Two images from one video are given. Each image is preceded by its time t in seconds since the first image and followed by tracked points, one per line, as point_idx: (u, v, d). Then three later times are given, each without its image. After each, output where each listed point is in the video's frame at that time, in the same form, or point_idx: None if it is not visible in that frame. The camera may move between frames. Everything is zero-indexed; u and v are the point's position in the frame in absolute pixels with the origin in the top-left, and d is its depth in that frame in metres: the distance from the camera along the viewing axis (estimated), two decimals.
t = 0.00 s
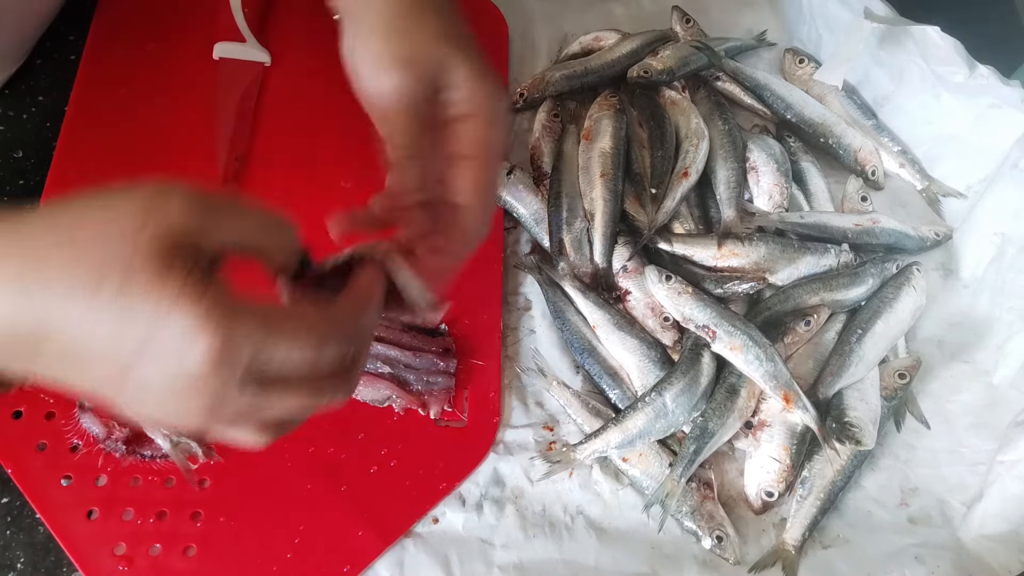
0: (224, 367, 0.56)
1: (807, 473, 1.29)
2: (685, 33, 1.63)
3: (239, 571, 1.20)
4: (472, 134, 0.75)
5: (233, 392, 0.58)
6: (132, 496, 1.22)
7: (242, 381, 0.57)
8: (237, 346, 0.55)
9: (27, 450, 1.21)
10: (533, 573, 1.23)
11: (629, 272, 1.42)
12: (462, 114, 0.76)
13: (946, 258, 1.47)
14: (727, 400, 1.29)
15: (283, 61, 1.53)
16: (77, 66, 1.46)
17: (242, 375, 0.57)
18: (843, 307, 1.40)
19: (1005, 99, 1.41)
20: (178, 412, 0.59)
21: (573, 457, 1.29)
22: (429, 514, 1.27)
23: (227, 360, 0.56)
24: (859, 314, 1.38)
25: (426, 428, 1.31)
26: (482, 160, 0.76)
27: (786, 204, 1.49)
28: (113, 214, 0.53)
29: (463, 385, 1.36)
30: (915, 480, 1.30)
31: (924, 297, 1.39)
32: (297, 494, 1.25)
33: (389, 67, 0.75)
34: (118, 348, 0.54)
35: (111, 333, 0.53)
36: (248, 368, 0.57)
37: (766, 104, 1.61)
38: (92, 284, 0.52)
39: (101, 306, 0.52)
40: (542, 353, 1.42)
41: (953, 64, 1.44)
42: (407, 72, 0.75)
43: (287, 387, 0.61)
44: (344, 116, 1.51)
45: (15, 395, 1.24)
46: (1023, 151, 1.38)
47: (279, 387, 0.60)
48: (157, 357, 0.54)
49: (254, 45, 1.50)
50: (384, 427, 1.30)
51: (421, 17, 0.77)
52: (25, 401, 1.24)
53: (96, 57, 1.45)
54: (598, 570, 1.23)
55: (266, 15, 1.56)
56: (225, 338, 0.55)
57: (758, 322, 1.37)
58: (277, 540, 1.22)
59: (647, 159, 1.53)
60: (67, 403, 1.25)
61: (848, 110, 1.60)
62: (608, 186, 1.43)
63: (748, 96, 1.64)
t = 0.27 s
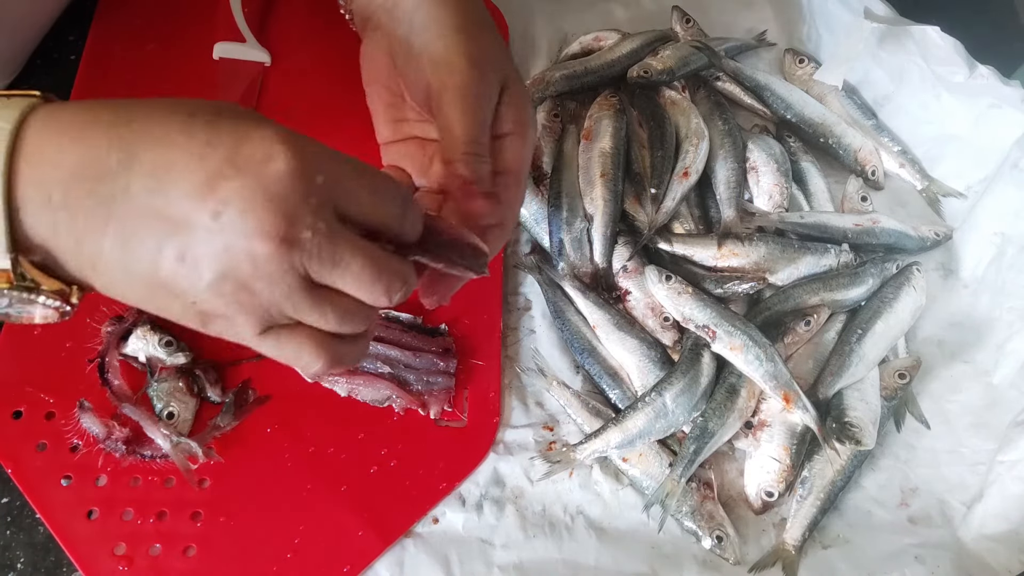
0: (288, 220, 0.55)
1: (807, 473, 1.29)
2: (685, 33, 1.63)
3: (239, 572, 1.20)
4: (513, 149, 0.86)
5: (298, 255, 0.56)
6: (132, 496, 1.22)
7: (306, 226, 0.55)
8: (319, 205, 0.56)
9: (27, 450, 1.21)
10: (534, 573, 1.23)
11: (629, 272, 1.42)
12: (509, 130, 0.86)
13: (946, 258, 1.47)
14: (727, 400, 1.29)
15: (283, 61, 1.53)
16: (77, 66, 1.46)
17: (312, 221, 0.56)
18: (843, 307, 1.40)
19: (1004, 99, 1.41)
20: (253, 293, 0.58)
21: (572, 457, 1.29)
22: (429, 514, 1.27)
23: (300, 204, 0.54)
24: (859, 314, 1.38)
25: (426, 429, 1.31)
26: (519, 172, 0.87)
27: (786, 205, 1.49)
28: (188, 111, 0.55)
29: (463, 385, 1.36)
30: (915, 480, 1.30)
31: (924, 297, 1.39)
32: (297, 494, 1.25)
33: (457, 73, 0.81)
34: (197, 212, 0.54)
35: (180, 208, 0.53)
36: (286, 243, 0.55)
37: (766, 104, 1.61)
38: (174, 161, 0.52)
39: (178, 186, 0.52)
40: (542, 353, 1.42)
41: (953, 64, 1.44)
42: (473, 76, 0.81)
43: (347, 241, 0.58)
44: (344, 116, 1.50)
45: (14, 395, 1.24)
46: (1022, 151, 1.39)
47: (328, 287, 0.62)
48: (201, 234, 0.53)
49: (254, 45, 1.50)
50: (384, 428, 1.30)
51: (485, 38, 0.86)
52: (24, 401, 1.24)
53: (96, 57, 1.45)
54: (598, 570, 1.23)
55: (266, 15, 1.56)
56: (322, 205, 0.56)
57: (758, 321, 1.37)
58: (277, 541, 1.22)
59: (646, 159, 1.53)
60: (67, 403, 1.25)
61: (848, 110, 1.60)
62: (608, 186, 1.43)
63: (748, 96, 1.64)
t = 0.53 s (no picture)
0: (251, 338, 0.55)
1: (806, 473, 1.29)
2: (685, 33, 1.63)
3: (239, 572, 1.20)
4: (544, 133, 0.85)
5: (266, 354, 0.57)
6: (132, 496, 1.22)
7: (270, 341, 0.55)
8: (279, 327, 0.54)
9: (27, 450, 1.21)
10: (533, 573, 1.23)
11: (629, 272, 1.42)
12: (537, 114, 0.84)
13: (946, 258, 1.47)
14: (727, 400, 1.29)
15: (283, 61, 1.53)
16: (77, 66, 1.46)
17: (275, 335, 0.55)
18: (843, 307, 1.41)
19: (1004, 99, 1.40)
20: (232, 373, 0.61)
21: (573, 457, 1.29)
22: (429, 514, 1.27)
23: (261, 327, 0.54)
24: (859, 314, 1.38)
25: (426, 428, 1.31)
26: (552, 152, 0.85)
27: (786, 205, 1.49)
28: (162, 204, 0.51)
29: (463, 385, 1.36)
30: (915, 480, 1.30)
31: (924, 297, 1.39)
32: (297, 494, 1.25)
33: (482, 61, 0.79)
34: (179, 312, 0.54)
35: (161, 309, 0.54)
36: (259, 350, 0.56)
37: (766, 104, 1.61)
38: (144, 266, 0.52)
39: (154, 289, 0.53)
40: (542, 353, 1.42)
41: (953, 64, 1.44)
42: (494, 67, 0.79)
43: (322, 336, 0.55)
44: (344, 115, 1.50)
45: (14, 394, 1.24)
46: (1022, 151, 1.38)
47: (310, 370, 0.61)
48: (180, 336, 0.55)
49: (254, 45, 1.50)
50: (385, 428, 1.30)
51: (507, 16, 0.83)
52: (24, 401, 1.24)
53: (96, 57, 1.45)
54: (598, 570, 1.23)
55: (266, 15, 1.56)
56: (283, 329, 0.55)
57: (758, 321, 1.37)
58: (277, 541, 1.22)
59: (646, 159, 1.53)
60: (67, 403, 1.25)
61: (848, 110, 1.61)
62: (608, 186, 1.43)
63: (748, 96, 1.64)
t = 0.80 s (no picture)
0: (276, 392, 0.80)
1: (806, 473, 1.29)
2: (685, 33, 1.63)
3: (239, 571, 1.20)
4: (583, 131, 0.95)
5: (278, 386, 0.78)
6: (132, 496, 1.22)
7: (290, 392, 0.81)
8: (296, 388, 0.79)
9: (27, 450, 1.22)
10: (534, 573, 1.23)
11: (629, 273, 1.42)
12: (577, 113, 0.95)
13: (946, 258, 1.47)
14: (727, 400, 1.29)
15: (283, 61, 1.53)
16: (77, 66, 1.46)
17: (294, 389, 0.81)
18: (843, 307, 1.41)
19: (1004, 99, 1.41)
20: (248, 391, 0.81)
21: (573, 457, 1.29)
22: (429, 514, 1.27)
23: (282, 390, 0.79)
24: (859, 314, 1.38)
25: (426, 428, 1.31)
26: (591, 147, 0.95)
27: (786, 205, 1.49)
28: (168, 308, 0.71)
29: (463, 385, 1.36)
30: (915, 480, 1.30)
31: (924, 297, 1.39)
32: (296, 494, 1.25)
33: (521, 62, 0.87)
34: (198, 370, 0.76)
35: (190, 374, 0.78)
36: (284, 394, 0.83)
37: (766, 104, 1.61)
38: (166, 353, 0.74)
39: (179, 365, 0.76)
40: (542, 353, 1.41)
41: (953, 64, 1.45)
42: (535, 65, 0.88)
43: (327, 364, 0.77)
44: (344, 115, 1.50)
45: (14, 395, 1.24)
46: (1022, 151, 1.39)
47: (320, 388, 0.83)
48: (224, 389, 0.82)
49: (253, 45, 1.50)
50: (385, 428, 1.30)
51: (540, 21, 0.93)
52: (24, 401, 1.24)
53: (96, 57, 1.45)
54: (598, 570, 1.23)
55: (267, 15, 1.57)
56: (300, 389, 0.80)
57: (758, 321, 1.36)
58: (277, 541, 1.22)
59: (646, 159, 1.53)
60: (67, 403, 1.25)
61: (848, 110, 1.60)
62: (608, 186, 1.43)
63: (748, 96, 1.64)
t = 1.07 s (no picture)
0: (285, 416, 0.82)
1: (806, 473, 1.29)
2: (685, 33, 1.63)
3: (239, 571, 1.20)
4: (619, 134, 0.95)
5: (289, 413, 0.80)
6: (132, 496, 1.22)
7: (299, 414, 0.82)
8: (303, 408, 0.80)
9: (27, 450, 1.21)
10: (533, 573, 1.23)
11: (629, 273, 1.42)
12: (613, 115, 0.95)
13: (946, 258, 1.47)
14: (727, 400, 1.29)
15: (283, 61, 1.53)
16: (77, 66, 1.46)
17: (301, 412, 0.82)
18: (843, 307, 1.41)
19: (1004, 99, 1.41)
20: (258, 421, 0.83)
21: (573, 457, 1.29)
22: (429, 514, 1.27)
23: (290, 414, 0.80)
24: (859, 314, 1.38)
25: (426, 428, 1.31)
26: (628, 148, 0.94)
27: (786, 205, 1.49)
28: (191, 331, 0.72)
29: (463, 385, 1.36)
30: (915, 480, 1.30)
31: (924, 297, 1.39)
32: (296, 494, 1.25)
33: (556, 65, 0.89)
34: (211, 395, 0.78)
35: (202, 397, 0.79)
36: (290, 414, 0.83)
37: (766, 104, 1.61)
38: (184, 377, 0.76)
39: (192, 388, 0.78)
40: (542, 353, 1.41)
41: (953, 64, 1.45)
42: (571, 67, 0.89)
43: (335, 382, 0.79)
44: (345, 115, 1.50)
45: (14, 395, 1.24)
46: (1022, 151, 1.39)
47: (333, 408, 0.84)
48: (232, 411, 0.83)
49: (253, 45, 1.50)
50: (385, 428, 1.30)
51: (573, 25, 0.95)
52: (24, 401, 1.24)
53: (96, 57, 1.45)
54: (598, 570, 1.23)
55: (267, 15, 1.57)
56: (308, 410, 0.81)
57: (758, 321, 1.36)
58: (277, 541, 1.22)
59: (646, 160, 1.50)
60: (67, 403, 1.25)
61: (848, 110, 1.60)
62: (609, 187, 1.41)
63: (748, 96, 1.64)
